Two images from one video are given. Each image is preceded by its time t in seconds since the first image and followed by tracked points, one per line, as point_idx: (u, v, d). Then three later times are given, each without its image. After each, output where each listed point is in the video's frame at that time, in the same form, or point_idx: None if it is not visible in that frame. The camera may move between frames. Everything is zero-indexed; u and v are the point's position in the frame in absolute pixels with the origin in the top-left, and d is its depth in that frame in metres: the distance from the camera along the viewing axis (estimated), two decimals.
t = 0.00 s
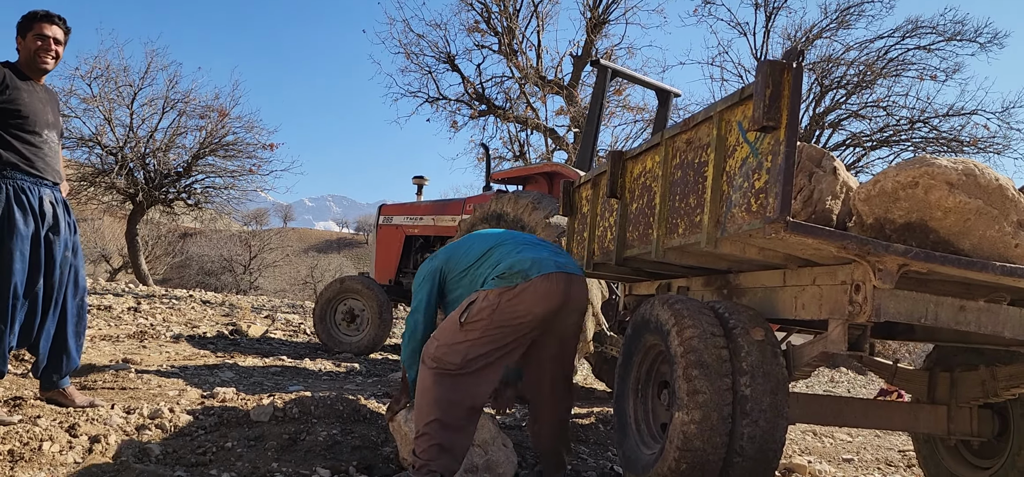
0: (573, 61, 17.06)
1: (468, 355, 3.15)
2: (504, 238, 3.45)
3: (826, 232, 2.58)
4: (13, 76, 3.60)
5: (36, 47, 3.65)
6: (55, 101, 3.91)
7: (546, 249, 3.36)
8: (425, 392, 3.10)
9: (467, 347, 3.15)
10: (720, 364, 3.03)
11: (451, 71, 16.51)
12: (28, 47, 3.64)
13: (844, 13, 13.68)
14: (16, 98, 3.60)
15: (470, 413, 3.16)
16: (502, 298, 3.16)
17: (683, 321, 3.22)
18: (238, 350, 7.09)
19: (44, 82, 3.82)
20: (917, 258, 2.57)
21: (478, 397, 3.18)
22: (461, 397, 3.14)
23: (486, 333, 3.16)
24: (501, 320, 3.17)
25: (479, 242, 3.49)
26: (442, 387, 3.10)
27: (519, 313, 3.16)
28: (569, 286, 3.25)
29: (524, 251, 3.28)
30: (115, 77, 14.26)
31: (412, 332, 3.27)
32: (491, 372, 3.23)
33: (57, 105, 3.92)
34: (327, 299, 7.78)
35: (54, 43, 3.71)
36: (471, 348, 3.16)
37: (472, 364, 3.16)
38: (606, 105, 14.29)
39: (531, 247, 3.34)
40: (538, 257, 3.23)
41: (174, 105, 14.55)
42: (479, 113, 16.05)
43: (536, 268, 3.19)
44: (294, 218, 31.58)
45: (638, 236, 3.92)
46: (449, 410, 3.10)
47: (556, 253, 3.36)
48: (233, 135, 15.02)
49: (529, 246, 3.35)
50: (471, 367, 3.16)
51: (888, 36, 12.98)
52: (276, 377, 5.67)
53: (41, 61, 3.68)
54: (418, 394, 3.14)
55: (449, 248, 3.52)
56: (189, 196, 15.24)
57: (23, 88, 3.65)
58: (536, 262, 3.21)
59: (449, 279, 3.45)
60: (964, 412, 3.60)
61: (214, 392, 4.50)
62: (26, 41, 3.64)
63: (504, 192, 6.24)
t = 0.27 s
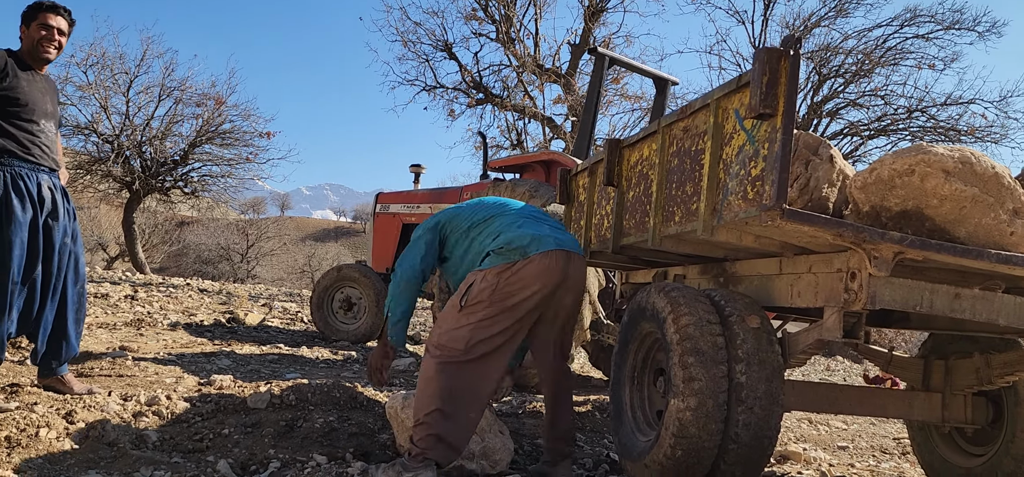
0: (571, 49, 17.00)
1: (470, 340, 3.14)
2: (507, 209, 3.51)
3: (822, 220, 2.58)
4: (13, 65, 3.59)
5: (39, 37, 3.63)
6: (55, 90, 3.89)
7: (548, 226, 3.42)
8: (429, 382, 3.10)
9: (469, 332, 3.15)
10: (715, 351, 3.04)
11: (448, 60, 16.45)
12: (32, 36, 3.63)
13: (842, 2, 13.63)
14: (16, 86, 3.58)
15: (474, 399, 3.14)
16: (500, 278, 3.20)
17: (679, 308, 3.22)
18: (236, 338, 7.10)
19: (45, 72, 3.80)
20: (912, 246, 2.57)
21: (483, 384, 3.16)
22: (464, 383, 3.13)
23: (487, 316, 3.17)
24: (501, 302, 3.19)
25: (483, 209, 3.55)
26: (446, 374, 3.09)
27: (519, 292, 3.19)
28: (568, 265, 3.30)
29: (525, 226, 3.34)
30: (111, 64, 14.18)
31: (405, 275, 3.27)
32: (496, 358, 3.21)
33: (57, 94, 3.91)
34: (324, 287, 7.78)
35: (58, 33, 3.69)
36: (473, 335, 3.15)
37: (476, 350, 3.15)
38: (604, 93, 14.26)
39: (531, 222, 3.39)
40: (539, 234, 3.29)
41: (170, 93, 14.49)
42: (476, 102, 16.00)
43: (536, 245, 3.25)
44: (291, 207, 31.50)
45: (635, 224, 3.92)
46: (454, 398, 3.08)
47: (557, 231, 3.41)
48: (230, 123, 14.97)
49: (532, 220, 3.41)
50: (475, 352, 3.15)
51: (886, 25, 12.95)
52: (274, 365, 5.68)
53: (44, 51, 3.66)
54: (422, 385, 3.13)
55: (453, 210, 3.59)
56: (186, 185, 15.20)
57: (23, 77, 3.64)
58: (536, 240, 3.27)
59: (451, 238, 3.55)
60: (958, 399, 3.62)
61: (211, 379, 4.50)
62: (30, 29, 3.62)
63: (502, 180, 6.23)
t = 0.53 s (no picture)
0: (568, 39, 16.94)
1: (480, 332, 3.16)
2: (533, 193, 3.54)
3: (816, 209, 2.59)
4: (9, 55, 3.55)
5: (43, 29, 3.59)
6: (53, 80, 3.86)
7: (563, 220, 3.42)
8: (437, 372, 3.12)
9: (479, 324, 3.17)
10: (710, 340, 3.04)
11: (444, 49, 16.39)
12: (35, 27, 3.59)
13: None
14: (11, 77, 3.56)
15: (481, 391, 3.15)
16: (510, 271, 3.22)
17: (673, 297, 3.23)
18: (231, 327, 7.10)
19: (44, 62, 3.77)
20: (906, 236, 2.58)
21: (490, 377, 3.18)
22: (472, 374, 3.15)
23: (497, 308, 3.19)
24: (510, 295, 3.21)
25: (513, 186, 3.59)
26: (455, 365, 3.11)
27: (525, 284, 3.22)
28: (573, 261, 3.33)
29: (539, 216, 3.35)
30: (105, 53, 14.10)
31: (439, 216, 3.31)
32: (505, 352, 3.22)
33: (55, 84, 3.88)
34: (320, 277, 7.77)
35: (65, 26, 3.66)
36: (483, 327, 3.16)
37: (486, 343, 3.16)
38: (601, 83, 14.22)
39: (542, 211, 3.38)
40: (551, 227, 3.30)
41: (165, 82, 14.42)
42: (473, 91, 15.96)
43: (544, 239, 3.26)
44: (287, 197, 31.41)
45: (630, 214, 3.92)
46: (462, 390, 3.10)
47: (570, 227, 3.42)
48: (225, 112, 14.91)
49: (548, 210, 3.42)
50: (485, 345, 3.16)
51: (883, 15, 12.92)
52: (270, 354, 5.68)
53: (46, 42, 3.62)
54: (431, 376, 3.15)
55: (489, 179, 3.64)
56: (181, 174, 15.15)
57: (19, 67, 3.61)
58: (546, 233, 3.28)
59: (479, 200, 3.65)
60: (951, 388, 3.64)
61: (207, 369, 4.50)
62: (36, 21, 3.58)
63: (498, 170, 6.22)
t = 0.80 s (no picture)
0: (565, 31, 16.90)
1: (470, 324, 3.17)
2: (531, 181, 3.48)
3: (812, 201, 2.59)
4: (11, 48, 3.52)
5: (56, 31, 3.59)
6: (53, 74, 3.84)
7: (559, 216, 3.38)
8: (427, 363, 3.14)
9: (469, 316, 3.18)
10: (706, 332, 3.05)
11: (441, 41, 16.35)
12: (47, 27, 3.57)
13: None
14: (11, 70, 3.53)
15: (470, 383, 3.17)
16: (501, 265, 3.23)
17: (670, 289, 3.24)
18: (228, 319, 7.10)
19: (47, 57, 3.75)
20: (901, 228, 2.59)
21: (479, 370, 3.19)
22: (461, 366, 3.16)
23: (487, 302, 3.20)
24: (501, 289, 3.22)
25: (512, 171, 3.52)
26: (444, 356, 3.14)
27: (518, 280, 3.22)
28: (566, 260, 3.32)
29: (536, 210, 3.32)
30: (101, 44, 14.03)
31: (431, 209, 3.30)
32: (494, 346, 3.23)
33: (55, 78, 3.86)
34: (317, 269, 7.77)
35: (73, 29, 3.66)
36: (473, 320, 3.18)
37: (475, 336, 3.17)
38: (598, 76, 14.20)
39: (539, 205, 3.35)
40: (546, 224, 3.28)
41: (162, 74, 14.37)
42: (470, 84, 15.93)
43: (538, 237, 3.24)
44: (284, 189, 31.33)
45: (627, 206, 3.92)
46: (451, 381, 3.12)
47: (567, 223, 3.38)
48: (221, 104, 14.86)
49: (544, 205, 3.38)
50: (476, 338, 3.17)
51: (881, 8, 12.92)
52: (266, 346, 5.68)
53: (55, 42, 3.61)
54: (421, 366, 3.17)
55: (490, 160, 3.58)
56: (178, 166, 15.11)
57: (21, 61, 3.59)
58: (541, 231, 3.25)
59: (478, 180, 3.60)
60: (945, 380, 3.65)
61: (203, 360, 4.50)
62: (50, 23, 3.57)
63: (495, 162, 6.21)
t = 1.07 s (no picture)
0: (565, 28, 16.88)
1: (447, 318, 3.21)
2: (512, 175, 3.44)
3: (810, 199, 2.59)
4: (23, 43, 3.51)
5: (69, 30, 3.59)
6: (64, 72, 3.83)
7: (539, 214, 3.36)
8: (408, 358, 3.19)
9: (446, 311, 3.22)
10: (704, 329, 3.05)
11: (441, 38, 16.33)
12: (59, 24, 3.57)
13: None
14: (24, 66, 3.52)
15: (444, 372, 3.27)
16: (479, 261, 3.22)
17: (668, 286, 3.24)
18: (227, 315, 7.10)
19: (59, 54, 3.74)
20: (900, 225, 2.59)
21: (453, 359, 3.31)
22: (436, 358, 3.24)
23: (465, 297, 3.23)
24: (479, 284, 3.23)
25: (494, 163, 3.46)
26: (424, 351, 3.18)
27: (496, 275, 3.23)
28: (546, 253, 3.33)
29: (515, 208, 3.29)
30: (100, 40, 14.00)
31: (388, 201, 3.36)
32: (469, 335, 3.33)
33: (66, 76, 3.85)
34: (316, 266, 7.76)
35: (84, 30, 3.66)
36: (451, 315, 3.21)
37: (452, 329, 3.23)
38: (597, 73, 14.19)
39: (519, 202, 3.33)
40: (524, 223, 3.25)
41: (161, 70, 14.35)
42: (469, 81, 15.92)
43: (516, 236, 3.22)
44: (283, 186, 31.30)
45: (625, 203, 3.92)
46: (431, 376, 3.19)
47: (546, 219, 3.36)
48: (221, 100, 14.85)
49: (524, 201, 3.36)
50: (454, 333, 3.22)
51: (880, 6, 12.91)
52: (264, 342, 5.68)
53: (67, 40, 3.61)
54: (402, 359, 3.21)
55: (472, 147, 3.51)
56: (177, 162, 15.09)
57: (33, 57, 3.57)
58: (518, 230, 3.23)
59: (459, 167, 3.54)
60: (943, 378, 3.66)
61: (202, 356, 4.51)
62: (64, 22, 3.57)
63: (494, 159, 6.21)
